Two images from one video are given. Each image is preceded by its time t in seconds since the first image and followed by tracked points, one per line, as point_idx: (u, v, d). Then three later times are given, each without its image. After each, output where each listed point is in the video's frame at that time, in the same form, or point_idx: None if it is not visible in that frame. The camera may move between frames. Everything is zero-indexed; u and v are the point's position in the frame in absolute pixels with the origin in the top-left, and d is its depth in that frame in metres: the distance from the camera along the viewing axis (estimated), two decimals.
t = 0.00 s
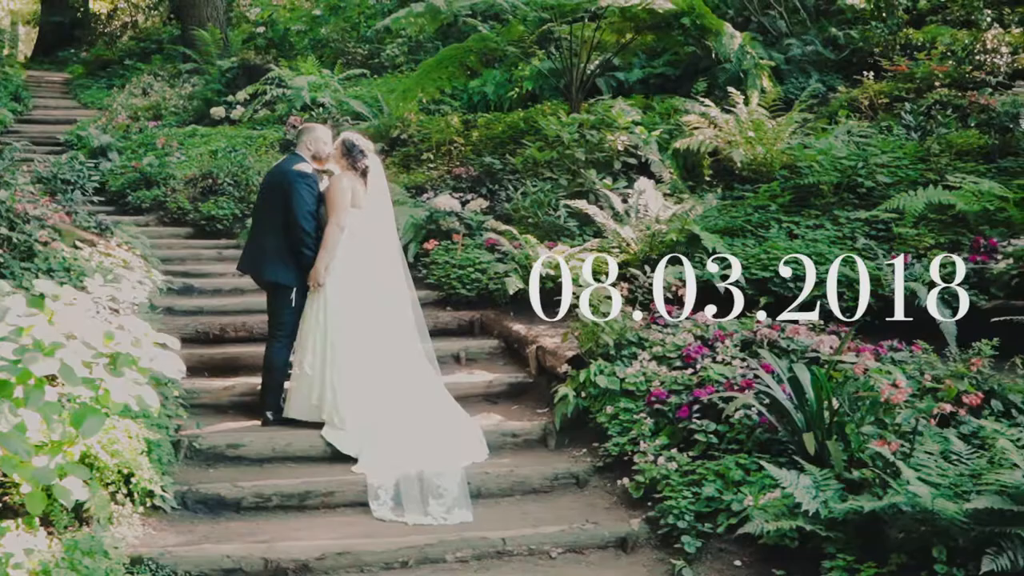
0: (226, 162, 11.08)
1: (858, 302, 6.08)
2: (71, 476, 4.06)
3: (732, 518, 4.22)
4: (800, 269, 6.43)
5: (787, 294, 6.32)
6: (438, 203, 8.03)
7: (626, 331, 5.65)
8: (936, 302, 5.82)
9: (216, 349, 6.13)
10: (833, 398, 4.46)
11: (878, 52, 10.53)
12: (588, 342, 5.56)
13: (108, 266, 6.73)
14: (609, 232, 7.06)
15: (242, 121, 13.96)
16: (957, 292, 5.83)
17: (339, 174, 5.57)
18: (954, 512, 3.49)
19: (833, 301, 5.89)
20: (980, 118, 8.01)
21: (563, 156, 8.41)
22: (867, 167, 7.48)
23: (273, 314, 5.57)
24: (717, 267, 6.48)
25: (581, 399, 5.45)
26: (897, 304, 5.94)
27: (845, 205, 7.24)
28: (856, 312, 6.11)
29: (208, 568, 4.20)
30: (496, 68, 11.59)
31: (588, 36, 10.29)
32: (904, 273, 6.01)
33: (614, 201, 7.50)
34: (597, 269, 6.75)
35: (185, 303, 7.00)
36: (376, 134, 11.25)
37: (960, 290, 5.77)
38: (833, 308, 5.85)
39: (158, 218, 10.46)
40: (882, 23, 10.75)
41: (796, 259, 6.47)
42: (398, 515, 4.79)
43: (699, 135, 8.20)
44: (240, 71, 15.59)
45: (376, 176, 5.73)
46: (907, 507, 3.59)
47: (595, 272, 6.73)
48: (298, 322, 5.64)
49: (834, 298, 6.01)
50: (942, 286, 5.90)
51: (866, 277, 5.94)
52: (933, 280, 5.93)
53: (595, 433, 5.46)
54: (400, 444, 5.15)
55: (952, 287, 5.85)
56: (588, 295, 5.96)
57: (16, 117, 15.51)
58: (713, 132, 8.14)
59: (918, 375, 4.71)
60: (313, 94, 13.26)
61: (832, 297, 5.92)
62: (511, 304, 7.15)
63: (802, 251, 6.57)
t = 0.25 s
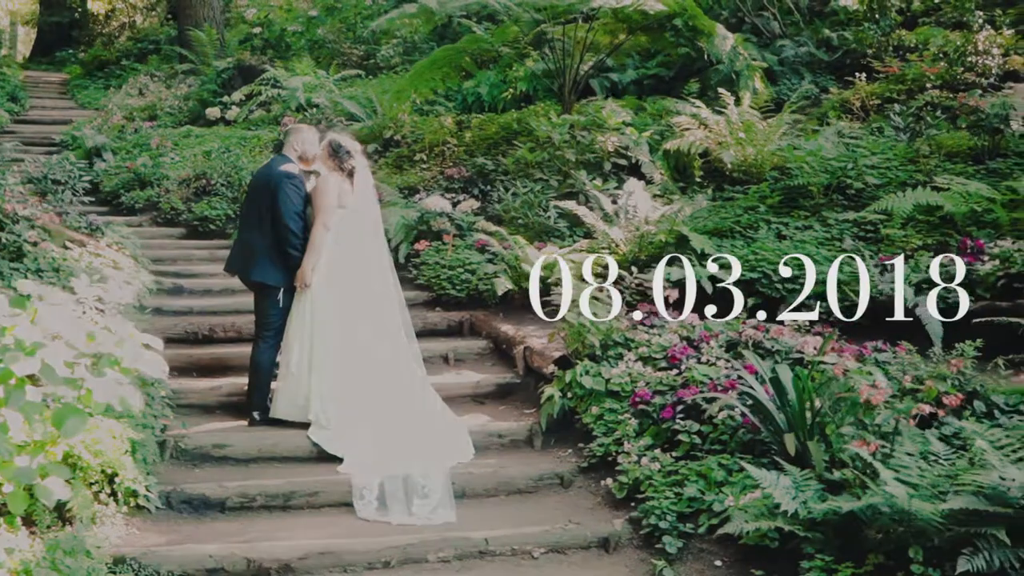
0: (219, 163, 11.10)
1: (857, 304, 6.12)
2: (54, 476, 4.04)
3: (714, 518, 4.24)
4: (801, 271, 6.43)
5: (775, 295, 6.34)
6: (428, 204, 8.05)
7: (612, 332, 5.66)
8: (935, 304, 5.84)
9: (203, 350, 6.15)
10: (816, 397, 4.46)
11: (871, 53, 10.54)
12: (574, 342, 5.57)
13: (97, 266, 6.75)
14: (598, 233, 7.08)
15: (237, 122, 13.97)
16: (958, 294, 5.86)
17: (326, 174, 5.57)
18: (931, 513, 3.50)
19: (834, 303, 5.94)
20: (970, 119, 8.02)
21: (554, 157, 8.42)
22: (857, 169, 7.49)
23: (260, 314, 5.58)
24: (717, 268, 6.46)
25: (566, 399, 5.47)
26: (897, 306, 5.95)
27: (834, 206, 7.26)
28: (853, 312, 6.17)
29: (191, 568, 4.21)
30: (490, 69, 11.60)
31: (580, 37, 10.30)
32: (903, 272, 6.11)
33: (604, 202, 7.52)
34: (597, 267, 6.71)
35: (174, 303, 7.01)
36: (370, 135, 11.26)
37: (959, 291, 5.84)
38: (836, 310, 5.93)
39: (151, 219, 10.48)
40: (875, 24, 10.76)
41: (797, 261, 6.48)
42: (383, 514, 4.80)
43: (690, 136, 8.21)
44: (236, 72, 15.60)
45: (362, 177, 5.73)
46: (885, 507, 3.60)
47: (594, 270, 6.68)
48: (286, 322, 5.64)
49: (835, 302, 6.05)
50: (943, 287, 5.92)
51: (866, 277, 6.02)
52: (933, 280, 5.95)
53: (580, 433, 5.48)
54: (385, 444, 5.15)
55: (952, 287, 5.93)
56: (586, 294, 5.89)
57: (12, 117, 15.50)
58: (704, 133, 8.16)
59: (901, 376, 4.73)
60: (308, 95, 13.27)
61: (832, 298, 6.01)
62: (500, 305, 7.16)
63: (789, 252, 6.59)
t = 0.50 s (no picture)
0: (214, 163, 11.11)
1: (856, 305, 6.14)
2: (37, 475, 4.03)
3: (697, 519, 4.25)
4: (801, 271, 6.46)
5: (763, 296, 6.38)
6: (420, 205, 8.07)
7: (600, 333, 5.68)
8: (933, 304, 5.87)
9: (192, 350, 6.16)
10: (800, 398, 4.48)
11: (865, 54, 10.55)
12: (562, 343, 5.59)
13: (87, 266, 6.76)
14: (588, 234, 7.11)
15: (233, 122, 13.99)
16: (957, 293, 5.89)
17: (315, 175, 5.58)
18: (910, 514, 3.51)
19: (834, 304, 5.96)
20: (961, 120, 8.04)
21: (546, 158, 8.43)
22: (847, 170, 7.52)
23: (248, 314, 5.57)
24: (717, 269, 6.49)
25: (553, 399, 5.48)
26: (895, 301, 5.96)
27: (824, 208, 7.28)
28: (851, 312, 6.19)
29: (175, 568, 4.21)
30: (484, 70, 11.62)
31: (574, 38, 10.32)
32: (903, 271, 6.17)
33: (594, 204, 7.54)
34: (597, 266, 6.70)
35: (165, 304, 7.03)
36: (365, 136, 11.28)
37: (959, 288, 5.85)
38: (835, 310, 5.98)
39: (145, 219, 10.49)
40: (868, 25, 10.78)
41: (796, 261, 6.51)
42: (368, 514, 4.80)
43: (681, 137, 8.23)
44: (232, 72, 15.61)
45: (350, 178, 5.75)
46: (865, 508, 3.61)
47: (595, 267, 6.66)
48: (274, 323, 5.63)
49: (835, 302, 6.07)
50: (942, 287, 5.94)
51: (866, 277, 6.07)
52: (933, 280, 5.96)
53: (568, 434, 5.49)
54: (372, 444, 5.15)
55: (952, 287, 5.95)
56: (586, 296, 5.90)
57: (9, 117, 15.51)
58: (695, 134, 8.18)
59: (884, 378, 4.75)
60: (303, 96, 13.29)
61: (831, 299, 6.05)
62: (491, 305, 7.18)
63: (778, 254, 6.62)
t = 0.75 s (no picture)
0: (209, 163, 11.12)
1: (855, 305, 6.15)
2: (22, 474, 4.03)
3: (681, 518, 4.27)
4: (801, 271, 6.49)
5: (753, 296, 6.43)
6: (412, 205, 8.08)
7: (588, 334, 5.70)
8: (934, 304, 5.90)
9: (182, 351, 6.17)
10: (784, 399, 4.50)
11: (859, 56, 10.56)
12: (551, 344, 5.61)
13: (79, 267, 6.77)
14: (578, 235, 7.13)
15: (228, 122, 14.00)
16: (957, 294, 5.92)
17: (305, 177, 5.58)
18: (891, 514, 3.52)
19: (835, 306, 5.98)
20: (952, 122, 8.06)
21: (539, 159, 8.45)
22: (838, 172, 7.54)
23: (237, 315, 5.55)
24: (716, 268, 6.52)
25: (541, 400, 5.50)
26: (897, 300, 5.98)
27: (814, 209, 7.30)
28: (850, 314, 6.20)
29: (161, 567, 4.21)
30: (479, 71, 11.64)
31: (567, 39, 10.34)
32: (903, 271, 6.21)
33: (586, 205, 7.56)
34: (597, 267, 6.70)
35: (156, 303, 7.04)
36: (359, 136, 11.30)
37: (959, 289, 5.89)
38: (836, 310, 6.01)
39: (139, 219, 10.50)
40: (862, 26, 10.79)
41: (795, 261, 6.53)
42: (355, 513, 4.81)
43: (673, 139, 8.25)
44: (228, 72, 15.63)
45: (340, 178, 5.77)
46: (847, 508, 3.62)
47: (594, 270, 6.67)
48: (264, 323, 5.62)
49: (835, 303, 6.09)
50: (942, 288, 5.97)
51: (865, 278, 6.09)
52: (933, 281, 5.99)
53: (556, 435, 5.51)
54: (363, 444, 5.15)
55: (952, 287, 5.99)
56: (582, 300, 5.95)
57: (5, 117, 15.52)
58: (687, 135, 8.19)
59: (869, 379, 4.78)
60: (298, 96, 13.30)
61: (832, 300, 6.06)
62: (482, 306, 7.20)
63: (767, 256, 6.65)
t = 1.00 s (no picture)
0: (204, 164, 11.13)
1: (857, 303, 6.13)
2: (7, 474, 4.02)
3: (666, 519, 4.29)
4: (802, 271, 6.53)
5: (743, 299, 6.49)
6: (405, 206, 8.11)
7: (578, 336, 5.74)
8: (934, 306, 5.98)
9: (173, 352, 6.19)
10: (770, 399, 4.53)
11: (853, 58, 10.58)
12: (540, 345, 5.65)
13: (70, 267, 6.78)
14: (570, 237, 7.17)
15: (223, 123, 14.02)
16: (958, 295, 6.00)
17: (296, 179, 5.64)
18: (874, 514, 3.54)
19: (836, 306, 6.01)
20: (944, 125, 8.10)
21: (532, 161, 8.48)
22: (829, 175, 7.58)
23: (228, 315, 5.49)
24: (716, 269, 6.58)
25: (529, 400, 5.54)
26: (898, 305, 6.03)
27: (805, 211, 7.34)
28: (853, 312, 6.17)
29: (149, 567, 4.22)
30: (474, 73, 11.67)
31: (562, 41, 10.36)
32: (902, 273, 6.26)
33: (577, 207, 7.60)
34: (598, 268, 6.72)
35: (148, 304, 7.05)
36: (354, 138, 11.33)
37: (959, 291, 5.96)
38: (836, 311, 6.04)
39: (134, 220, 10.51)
40: (856, 29, 10.81)
41: (797, 261, 6.58)
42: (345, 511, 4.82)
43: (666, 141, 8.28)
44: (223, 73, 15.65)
45: (332, 181, 5.83)
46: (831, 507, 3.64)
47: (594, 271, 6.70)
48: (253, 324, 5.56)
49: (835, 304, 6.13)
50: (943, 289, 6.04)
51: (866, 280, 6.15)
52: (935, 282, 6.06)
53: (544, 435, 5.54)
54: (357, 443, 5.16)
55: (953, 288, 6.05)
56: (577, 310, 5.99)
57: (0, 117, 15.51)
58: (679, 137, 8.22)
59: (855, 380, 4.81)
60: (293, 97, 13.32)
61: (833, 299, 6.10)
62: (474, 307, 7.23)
63: (757, 258, 6.68)
